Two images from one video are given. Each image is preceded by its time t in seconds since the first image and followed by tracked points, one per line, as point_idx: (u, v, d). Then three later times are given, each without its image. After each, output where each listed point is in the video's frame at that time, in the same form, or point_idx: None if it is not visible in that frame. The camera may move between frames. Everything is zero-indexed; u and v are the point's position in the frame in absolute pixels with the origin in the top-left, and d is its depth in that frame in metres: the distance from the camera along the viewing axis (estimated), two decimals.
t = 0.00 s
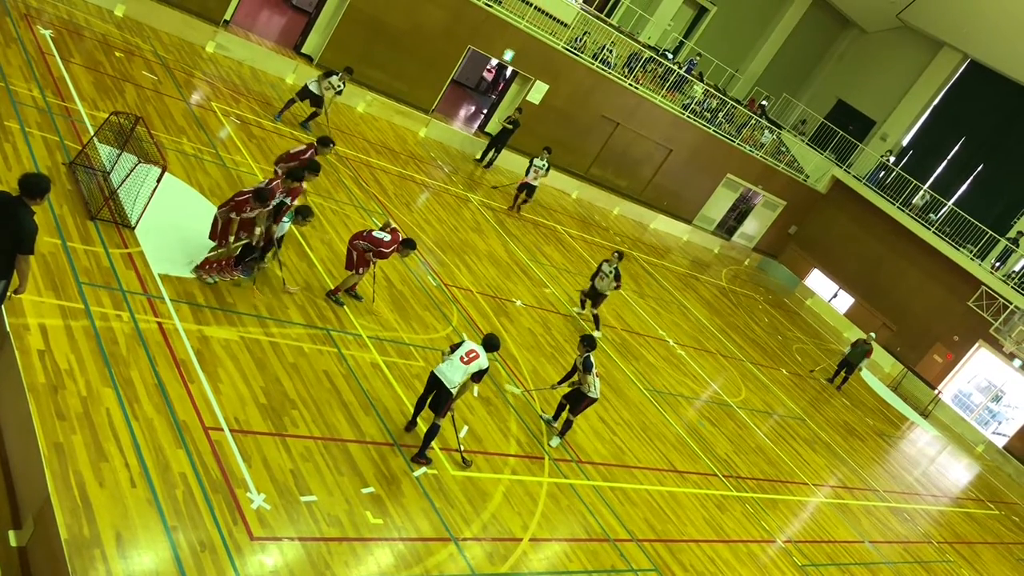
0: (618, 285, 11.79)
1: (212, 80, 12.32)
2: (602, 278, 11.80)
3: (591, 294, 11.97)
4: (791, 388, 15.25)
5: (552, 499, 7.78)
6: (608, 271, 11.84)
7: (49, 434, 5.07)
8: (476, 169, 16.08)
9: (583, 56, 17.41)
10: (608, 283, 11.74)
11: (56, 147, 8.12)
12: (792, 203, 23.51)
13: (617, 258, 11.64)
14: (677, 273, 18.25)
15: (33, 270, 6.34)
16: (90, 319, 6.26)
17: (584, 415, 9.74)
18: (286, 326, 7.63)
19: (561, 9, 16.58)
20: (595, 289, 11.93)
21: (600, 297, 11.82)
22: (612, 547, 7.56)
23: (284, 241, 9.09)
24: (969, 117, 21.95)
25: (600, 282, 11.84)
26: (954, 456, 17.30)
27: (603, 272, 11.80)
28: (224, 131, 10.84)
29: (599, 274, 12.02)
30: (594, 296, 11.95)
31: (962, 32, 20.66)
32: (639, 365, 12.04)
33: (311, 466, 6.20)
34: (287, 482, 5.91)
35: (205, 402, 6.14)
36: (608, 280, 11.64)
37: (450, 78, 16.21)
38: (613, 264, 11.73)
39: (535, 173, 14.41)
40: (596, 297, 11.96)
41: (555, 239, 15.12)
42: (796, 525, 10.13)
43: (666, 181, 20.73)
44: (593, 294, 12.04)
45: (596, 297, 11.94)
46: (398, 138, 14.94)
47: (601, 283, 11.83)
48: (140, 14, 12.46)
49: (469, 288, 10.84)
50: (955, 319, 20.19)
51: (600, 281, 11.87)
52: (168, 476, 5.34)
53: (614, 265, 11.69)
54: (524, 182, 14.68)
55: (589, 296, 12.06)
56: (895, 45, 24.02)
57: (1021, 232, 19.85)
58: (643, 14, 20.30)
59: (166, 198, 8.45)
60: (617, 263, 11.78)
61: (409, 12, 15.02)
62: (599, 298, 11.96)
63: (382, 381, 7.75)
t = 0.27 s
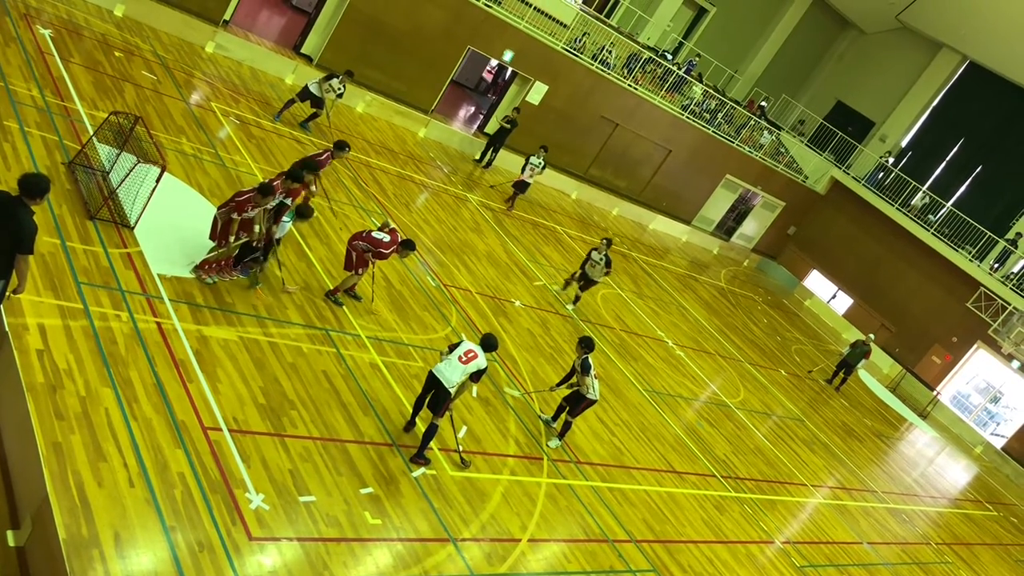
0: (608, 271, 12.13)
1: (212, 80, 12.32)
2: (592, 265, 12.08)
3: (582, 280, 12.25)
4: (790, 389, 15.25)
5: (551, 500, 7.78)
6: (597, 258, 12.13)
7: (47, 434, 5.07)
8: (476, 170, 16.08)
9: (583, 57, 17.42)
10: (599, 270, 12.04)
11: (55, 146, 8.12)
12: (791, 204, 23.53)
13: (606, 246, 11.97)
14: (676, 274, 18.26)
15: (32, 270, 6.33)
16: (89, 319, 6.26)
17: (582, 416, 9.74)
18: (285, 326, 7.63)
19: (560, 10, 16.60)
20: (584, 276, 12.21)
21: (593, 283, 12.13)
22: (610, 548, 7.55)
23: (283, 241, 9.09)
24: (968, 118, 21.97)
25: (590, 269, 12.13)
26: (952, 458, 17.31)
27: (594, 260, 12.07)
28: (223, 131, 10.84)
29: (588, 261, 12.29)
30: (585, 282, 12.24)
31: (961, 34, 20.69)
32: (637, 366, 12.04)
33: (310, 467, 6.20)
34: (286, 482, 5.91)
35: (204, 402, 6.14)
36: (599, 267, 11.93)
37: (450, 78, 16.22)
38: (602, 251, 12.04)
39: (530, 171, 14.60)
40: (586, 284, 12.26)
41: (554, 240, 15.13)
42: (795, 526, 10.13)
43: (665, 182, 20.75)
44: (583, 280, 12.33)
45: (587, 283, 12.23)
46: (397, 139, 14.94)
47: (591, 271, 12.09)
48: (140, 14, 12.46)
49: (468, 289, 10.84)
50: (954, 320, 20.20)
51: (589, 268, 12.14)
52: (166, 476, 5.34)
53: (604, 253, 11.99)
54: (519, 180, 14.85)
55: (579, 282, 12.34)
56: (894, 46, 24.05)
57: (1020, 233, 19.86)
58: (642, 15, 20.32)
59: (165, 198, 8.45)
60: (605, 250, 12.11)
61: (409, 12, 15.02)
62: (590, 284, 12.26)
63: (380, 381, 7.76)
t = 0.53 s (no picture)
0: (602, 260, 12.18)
1: (211, 81, 12.32)
2: (585, 257, 12.11)
3: (577, 272, 12.32)
4: (789, 391, 15.26)
5: (549, 501, 7.79)
6: (590, 249, 12.17)
7: (46, 434, 5.07)
8: (475, 171, 16.08)
9: (582, 58, 17.43)
10: (593, 260, 12.08)
11: (54, 147, 8.11)
12: (790, 206, 23.56)
13: (598, 236, 11.89)
14: (675, 276, 18.28)
15: (31, 270, 6.33)
16: (87, 319, 6.25)
17: (581, 417, 9.75)
18: (283, 327, 7.63)
19: (560, 11, 16.61)
20: (579, 268, 12.27)
21: (588, 274, 12.20)
22: (609, 549, 7.56)
23: (282, 242, 9.09)
24: (967, 121, 22.00)
25: (583, 260, 12.16)
26: (950, 459, 17.33)
27: (585, 251, 12.10)
28: (223, 132, 10.85)
29: (581, 252, 12.35)
30: (581, 274, 12.31)
31: (960, 36, 20.74)
32: (636, 367, 12.05)
33: (308, 468, 6.20)
34: (284, 483, 5.91)
35: (202, 403, 6.14)
36: (593, 259, 11.97)
37: (449, 79, 16.23)
38: (595, 242, 12.02)
39: (529, 168, 14.78)
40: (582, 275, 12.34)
41: (553, 241, 15.13)
42: (793, 528, 10.13)
43: (664, 184, 20.76)
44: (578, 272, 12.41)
45: (582, 275, 12.31)
46: (396, 140, 14.95)
47: (585, 262, 12.16)
48: (140, 15, 12.46)
49: (467, 290, 10.85)
50: (952, 322, 20.23)
51: (583, 259, 12.18)
52: (165, 476, 5.34)
53: (597, 244, 11.98)
54: (516, 176, 15.11)
55: (574, 274, 12.42)
56: (893, 48, 24.09)
57: (1019, 235, 19.89)
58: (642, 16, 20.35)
59: (164, 199, 8.44)
60: (598, 241, 12.11)
61: (409, 13, 15.04)
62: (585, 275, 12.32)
63: (379, 382, 7.76)
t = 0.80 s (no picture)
0: (602, 256, 12.33)
1: (210, 82, 12.32)
2: (586, 253, 12.25)
3: (577, 269, 12.44)
4: (788, 393, 15.26)
5: (548, 502, 7.79)
6: (591, 246, 12.29)
7: (45, 435, 5.07)
8: (474, 172, 16.08)
9: (582, 59, 17.44)
10: (594, 256, 12.22)
11: (54, 147, 8.11)
12: (790, 207, 23.57)
13: (598, 233, 12.05)
14: (674, 277, 18.28)
15: (30, 270, 6.33)
16: (87, 320, 6.25)
17: (580, 418, 9.74)
18: (283, 328, 7.63)
19: (560, 12, 16.63)
20: (579, 265, 12.39)
21: (588, 271, 12.32)
22: (607, 550, 7.56)
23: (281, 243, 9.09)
24: (966, 122, 22.03)
25: (584, 257, 12.30)
26: (949, 461, 17.34)
27: (586, 248, 12.23)
28: (222, 133, 10.85)
29: (582, 249, 12.45)
30: (581, 271, 12.42)
31: (959, 38, 20.77)
32: (635, 369, 12.05)
33: (307, 468, 6.20)
34: (284, 484, 5.91)
35: (201, 404, 6.14)
36: (593, 255, 12.11)
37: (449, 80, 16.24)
38: (595, 239, 12.17)
39: (524, 166, 14.75)
40: (583, 272, 12.44)
41: (553, 242, 15.13)
42: (792, 529, 10.13)
43: (664, 185, 20.76)
44: (579, 269, 12.52)
45: (583, 272, 12.42)
46: (396, 140, 14.95)
47: (585, 259, 12.28)
48: (139, 16, 12.46)
49: (466, 291, 10.85)
50: (951, 323, 20.24)
51: (583, 256, 12.32)
52: (164, 477, 5.34)
53: (597, 240, 12.15)
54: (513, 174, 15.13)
55: (575, 272, 12.53)
56: (892, 50, 24.12)
57: (1018, 237, 19.92)
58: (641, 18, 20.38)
59: (164, 199, 8.44)
60: (598, 237, 12.24)
61: (408, 14, 15.04)
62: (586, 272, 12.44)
63: (378, 383, 7.76)
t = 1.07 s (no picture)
0: (609, 262, 12.42)
1: (210, 82, 12.31)
2: (592, 258, 12.36)
3: (583, 273, 12.53)
4: (788, 393, 15.27)
5: (548, 503, 7.79)
6: (597, 250, 12.38)
7: (45, 435, 5.07)
8: (474, 172, 16.08)
9: (582, 60, 17.45)
10: (600, 262, 12.33)
11: (54, 147, 8.11)
12: (789, 207, 23.57)
13: (606, 239, 12.15)
14: (674, 277, 18.28)
15: (30, 271, 6.33)
16: (86, 320, 6.26)
17: (580, 418, 9.74)
18: (282, 328, 7.63)
19: (560, 13, 16.63)
20: (585, 270, 12.48)
21: (594, 276, 12.44)
22: (607, 551, 7.56)
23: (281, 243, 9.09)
24: (966, 123, 22.03)
25: (590, 262, 12.40)
26: (949, 461, 17.34)
27: (593, 252, 12.34)
28: (222, 133, 10.85)
29: (588, 253, 12.54)
30: (587, 276, 12.52)
31: (959, 38, 20.78)
32: (635, 369, 12.05)
33: (307, 469, 6.20)
34: (283, 484, 5.91)
35: (201, 404, 6.14)
36: (600, 260, 12.23)
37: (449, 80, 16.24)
38: (603, 244, 12.27)
39: (518, 162, 14.67)
40: (588, 277, 12.54)
41: (553, 242, 15.13)
42: (792, 530, 10.14)
43: (663, 185, 20.76)
44: (584, 273, 12.62)
45: (589, 277, 12.52)
46: (396, 141, 14.96)
47: (591, 263, 12.38)
48: (139, 16, 12.46)
49: (466, 291, 10.85)
50: (951, 323, 20.24)
51: (589, 260, 12.43)
52: (164, 477, 5.34)
53: (604, 246, 12.24)
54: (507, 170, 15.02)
55: (580, 276, 12.62)
56: (892, 50, 24.12)
57: (1018, 237, 19.92)
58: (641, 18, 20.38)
59: (164, 200, 8.45)
60: (606, 243, 12.32)
61: (408, 14, 15.03)
62: (590, 276, 12.54)
63: (378, 383, 7.77)
